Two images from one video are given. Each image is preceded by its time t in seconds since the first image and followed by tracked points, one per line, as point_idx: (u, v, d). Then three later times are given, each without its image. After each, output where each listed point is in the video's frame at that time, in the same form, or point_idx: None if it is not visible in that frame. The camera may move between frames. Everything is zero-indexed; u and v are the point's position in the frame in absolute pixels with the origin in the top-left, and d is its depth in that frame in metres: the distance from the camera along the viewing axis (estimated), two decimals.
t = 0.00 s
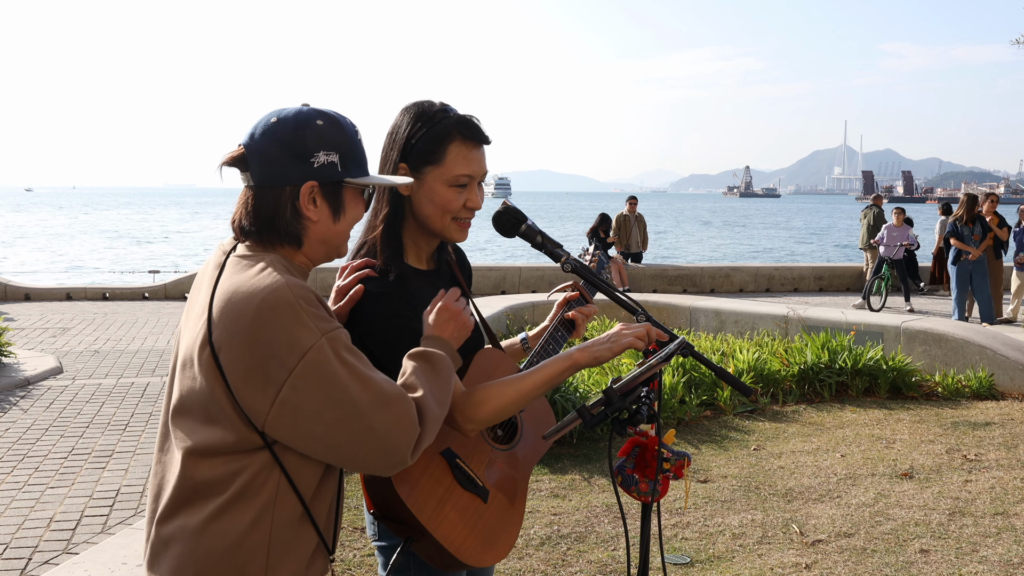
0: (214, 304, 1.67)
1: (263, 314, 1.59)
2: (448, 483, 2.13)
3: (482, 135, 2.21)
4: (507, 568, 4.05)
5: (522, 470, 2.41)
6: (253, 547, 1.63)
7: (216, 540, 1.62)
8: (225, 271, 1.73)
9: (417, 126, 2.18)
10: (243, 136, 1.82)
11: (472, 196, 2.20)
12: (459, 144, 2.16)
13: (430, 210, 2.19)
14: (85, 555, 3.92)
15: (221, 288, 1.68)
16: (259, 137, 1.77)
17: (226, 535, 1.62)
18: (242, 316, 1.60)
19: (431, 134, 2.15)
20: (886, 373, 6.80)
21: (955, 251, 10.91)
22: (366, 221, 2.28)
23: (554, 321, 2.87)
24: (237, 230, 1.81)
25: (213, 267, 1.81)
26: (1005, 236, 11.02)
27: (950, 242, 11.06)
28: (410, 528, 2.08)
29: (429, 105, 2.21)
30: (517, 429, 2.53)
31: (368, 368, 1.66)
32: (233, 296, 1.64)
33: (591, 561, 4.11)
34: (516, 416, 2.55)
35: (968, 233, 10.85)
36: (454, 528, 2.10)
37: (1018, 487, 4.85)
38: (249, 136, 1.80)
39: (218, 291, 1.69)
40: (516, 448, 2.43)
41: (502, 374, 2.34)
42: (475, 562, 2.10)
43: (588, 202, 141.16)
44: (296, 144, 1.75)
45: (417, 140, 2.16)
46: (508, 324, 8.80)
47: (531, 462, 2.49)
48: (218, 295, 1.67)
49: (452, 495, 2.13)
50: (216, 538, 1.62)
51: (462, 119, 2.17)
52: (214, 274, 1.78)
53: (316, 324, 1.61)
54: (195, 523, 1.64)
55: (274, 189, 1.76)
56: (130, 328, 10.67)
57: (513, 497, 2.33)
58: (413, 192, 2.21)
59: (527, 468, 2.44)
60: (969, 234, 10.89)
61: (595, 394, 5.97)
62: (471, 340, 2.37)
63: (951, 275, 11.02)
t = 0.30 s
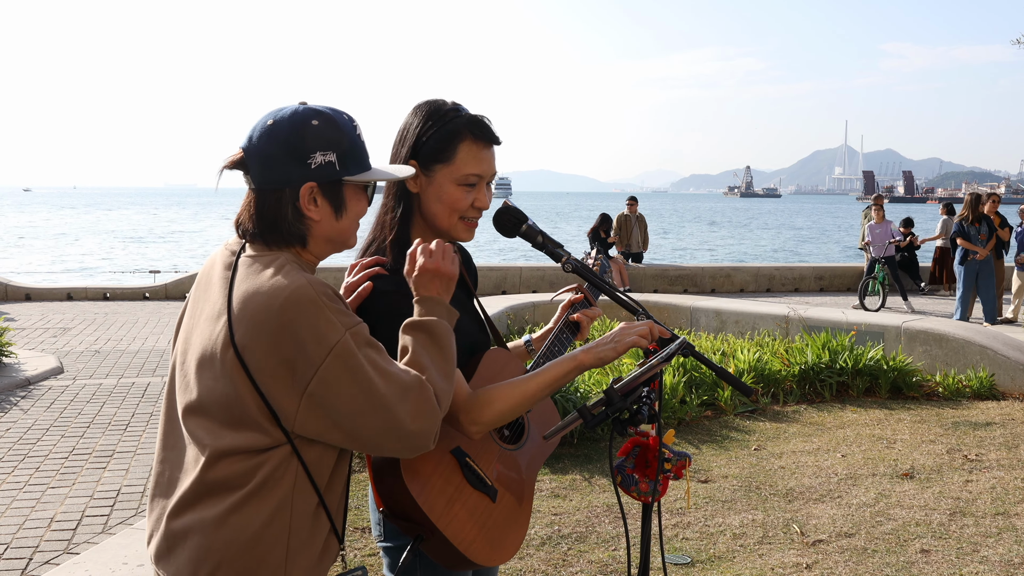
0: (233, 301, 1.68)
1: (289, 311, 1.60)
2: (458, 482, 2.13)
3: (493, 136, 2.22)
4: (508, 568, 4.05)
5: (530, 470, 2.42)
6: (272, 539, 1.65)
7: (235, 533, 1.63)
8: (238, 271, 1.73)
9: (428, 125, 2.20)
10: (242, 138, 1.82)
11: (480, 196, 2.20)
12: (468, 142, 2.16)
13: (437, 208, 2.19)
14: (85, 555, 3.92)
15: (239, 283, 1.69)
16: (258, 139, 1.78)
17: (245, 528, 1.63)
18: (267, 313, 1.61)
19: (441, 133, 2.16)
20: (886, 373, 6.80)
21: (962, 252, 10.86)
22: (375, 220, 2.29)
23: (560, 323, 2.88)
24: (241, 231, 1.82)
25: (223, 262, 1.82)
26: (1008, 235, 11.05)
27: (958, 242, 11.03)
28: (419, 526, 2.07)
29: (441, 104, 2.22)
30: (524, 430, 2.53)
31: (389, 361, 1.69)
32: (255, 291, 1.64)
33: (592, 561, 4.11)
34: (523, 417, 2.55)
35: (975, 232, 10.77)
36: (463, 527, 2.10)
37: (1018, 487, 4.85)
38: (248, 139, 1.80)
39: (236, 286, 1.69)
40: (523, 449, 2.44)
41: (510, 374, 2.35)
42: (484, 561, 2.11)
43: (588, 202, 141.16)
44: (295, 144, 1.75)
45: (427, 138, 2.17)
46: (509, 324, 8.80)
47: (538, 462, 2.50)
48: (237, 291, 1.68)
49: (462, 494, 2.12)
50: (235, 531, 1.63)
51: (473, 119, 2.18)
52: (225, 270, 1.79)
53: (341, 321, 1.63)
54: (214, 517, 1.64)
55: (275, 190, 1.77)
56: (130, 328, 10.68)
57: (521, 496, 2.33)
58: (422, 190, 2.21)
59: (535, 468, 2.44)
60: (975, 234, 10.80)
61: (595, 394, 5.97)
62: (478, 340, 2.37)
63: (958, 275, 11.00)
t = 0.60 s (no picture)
0: (227, 308, 1.69)
1: (279, 322, 1.61)
2: (452, 479, 2.12)
3: (494, 130, 2.23)
4: (509, 568, 4.05)
5: (527, 471, 2.41)
6: (270, 542, 1.65)
7: (233, 537, 1.64)
8: (236, 274, 1.74)
9: (427, 123, 2.20)
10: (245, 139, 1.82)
11: (483, 189, 2.21)
12: (468, 137, 2.17)
13: (441, 203, 2.19)
14: (86, 555, 3.92)
15: (235, 290, 1.70)
16: (262, 139, 1.77)
17: (242, 532, 1.63)
18: (258, 322, 1.61)
19: (440, 129, 2.16)
20: (887, 373, 6.80)
21: (967, 252, 10.87)
22: (379, 223, 2.29)
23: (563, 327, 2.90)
24: (244, 233, 1.81)
25: (222, 265, 1.83)
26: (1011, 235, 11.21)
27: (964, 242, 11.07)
28: (412, 523, 2.07)
29: (440, 102, 2.23)
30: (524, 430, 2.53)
31: (372, 385, 1.68)
32: (247, 300, 1.65)
33: (593, 561, 4.11)
34: (520, 418, 2.55)
35: (981, 233, 10.83)
36: (456, 524, 2.09)
37: (1019, 487, 4.86)
38: (251, 138, 1.80)
39: (232, 292, 1.70)
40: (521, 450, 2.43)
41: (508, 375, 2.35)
42: (477, 560, 2.11)
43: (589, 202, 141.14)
44: (300, 144, 1.75)
45: (426, 135, 2.17)
46: (509, 324, 8.80)
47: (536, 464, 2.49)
48: (233, 298, 1.69)
49: (455, 492, 2.12)
50: (233, 534, 1.64)
51: (473, 114, 2.19)
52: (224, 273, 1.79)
53: (328, 337, 1.63)
54: (211, 521, 1.64)
55: (278, 190, 1.77)
56: (131, 328, 10.68)
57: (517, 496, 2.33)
58: (425, 187, 2.21)
59: (533, 469, 2.44)
60: (980, 234, 10.88)
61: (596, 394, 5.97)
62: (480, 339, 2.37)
63: (962, 275, 10.98)
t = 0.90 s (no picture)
0: (218, 307, 1.70)
1: (267, 317, 1.61)
2: (426, 477, 2.17)
3: (492, 122, 2.29)
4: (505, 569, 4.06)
5: (511, 476, 2.42)
6: (266, 542, 1.65)
7: (227, 537, 1.64)
8: (227, 273, 1.75)
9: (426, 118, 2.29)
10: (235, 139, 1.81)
11: (478, 176, 2.25)
12: (462, 125, 2.23)
13: (438, 192, 2.24)
14: (81, 557, 3.92)
15: (225, 288, 1.71)
16: (251, 138, 1.77)
17: (237, 532, 1.64)
18: (246, 319, 1.62)
19: (434, 120, 2.24)
20: (882, 373, 6.81)
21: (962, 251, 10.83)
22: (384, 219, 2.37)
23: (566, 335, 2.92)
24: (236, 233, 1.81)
25: (215, 266, 1.84)
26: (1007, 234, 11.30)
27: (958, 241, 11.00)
28: (385, 519, 2.14)
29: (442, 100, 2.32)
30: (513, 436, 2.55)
31: (368, 375, 1.67)
32: (237, 298, 1.66)
33: (588, 560, 4.13)
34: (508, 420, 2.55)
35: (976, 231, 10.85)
36: (426, 522, 2.13)
37: (1013, 487, 4.87)
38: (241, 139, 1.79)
39: (222, 291, 1.71)
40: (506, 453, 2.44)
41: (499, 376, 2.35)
42: (444, 560, 2.12)
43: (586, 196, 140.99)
44: (291, 143, 1.75)
45: (421, 126, 2.24)
46: (505, 324, 8.79)
47: (523, 469, 2.49)
48: (223, 297, 1.70)
49: (429, 490, 2.16)
50: (227, 535, 1.64)
51: (468, 107, 2.26)
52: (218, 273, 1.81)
53: (318, 330, 1.63)
54: (206, 521, 1.65)
55: (269, 189, 1.76)
56: (126, 327, 10.66)
57: (497, 500, 2.34)
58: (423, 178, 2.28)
59: (518, 475, 2.44)
60: (975, 233, 10.79)
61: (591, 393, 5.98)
62: (477, 338, 2.36)
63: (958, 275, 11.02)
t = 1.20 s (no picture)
0: (218, 307, 1.69)
1: (268, 316, 1.61)
2: (421, 465, 2.20)
3: (490, 125, 2.29)
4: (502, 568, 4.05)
5: (512, 472, 2.41)
6: (266, 542, 1.64)
7: (228, 537, 1.64)
8: (227, 272, 1.75)
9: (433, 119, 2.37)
10: (234, 140, 1.81)
11: (458, 179, 2.27)
12: (450, 128, 2.27)
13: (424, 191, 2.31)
14: (77, 557, 3.91)
15: (224, 288, 1.71)
16: (251, 139, 1.77)
17: (237, 533, 1.63)
18: (246, 317, 1.62)
19: (428, 124, 2.31)
20: (879, 372, 6.81)
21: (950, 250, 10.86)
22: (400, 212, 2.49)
23: (575, 337, 2.95)
24: (237, 234, 1.80)
25: (213, 265, 1.84)
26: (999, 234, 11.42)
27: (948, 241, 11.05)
28: (380, 505, 2.16)
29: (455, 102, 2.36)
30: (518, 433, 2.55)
31: (368, 375, 1.68)
32: (237, 297, 1.65)
33: (586, 561, 4.12)
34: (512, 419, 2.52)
35: (966, 231, 10.82)
36: (419, 510, 2.15)
37: (1010, 486, 4.87)
38: (241, 139, 1.79)
39: (221, 291, 1.72)
40: (508, 447, 2.43)
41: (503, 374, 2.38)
42: (433, 547, 2.13)
43: (583, 202, 141.15)
44: (293, 142, 1.75)
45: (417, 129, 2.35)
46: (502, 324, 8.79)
47: (526, 467, 2.47)
48: (222, 296, 1.70)
49: (424, 477, 2.19)
50: (227, 535, 1.64)
51: (463, 109, 2.29)
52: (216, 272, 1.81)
53: (319, 330, 1.63)
54: (206, 521, 1.65)
55: (269, 188, 1.76)
56: (123, 328, 10.62)
57: (494, 495, 2.33)
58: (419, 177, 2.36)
59: (519, 471, 2.42)
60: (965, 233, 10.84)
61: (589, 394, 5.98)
62: (479, 338, 2.37)
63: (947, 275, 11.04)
